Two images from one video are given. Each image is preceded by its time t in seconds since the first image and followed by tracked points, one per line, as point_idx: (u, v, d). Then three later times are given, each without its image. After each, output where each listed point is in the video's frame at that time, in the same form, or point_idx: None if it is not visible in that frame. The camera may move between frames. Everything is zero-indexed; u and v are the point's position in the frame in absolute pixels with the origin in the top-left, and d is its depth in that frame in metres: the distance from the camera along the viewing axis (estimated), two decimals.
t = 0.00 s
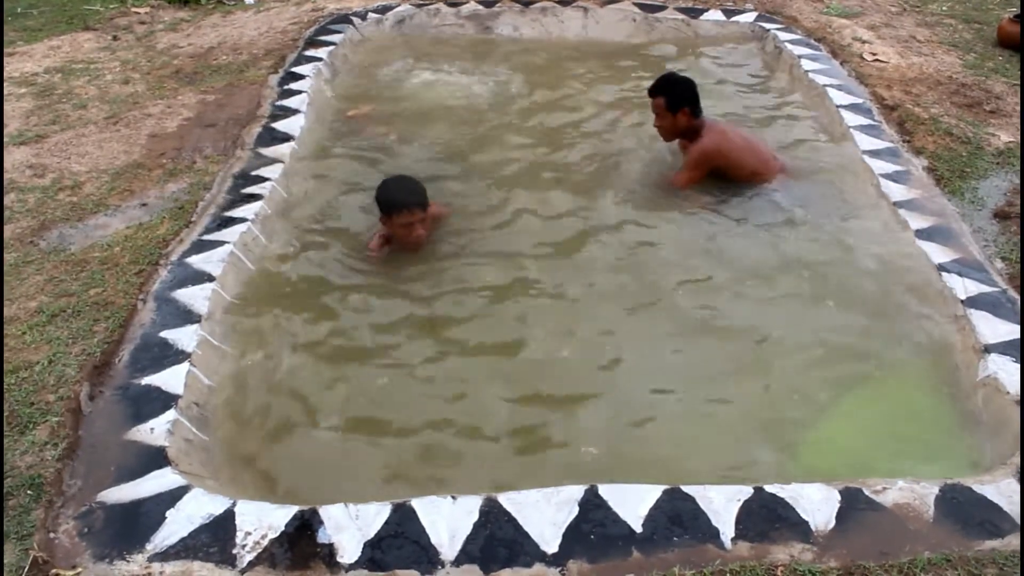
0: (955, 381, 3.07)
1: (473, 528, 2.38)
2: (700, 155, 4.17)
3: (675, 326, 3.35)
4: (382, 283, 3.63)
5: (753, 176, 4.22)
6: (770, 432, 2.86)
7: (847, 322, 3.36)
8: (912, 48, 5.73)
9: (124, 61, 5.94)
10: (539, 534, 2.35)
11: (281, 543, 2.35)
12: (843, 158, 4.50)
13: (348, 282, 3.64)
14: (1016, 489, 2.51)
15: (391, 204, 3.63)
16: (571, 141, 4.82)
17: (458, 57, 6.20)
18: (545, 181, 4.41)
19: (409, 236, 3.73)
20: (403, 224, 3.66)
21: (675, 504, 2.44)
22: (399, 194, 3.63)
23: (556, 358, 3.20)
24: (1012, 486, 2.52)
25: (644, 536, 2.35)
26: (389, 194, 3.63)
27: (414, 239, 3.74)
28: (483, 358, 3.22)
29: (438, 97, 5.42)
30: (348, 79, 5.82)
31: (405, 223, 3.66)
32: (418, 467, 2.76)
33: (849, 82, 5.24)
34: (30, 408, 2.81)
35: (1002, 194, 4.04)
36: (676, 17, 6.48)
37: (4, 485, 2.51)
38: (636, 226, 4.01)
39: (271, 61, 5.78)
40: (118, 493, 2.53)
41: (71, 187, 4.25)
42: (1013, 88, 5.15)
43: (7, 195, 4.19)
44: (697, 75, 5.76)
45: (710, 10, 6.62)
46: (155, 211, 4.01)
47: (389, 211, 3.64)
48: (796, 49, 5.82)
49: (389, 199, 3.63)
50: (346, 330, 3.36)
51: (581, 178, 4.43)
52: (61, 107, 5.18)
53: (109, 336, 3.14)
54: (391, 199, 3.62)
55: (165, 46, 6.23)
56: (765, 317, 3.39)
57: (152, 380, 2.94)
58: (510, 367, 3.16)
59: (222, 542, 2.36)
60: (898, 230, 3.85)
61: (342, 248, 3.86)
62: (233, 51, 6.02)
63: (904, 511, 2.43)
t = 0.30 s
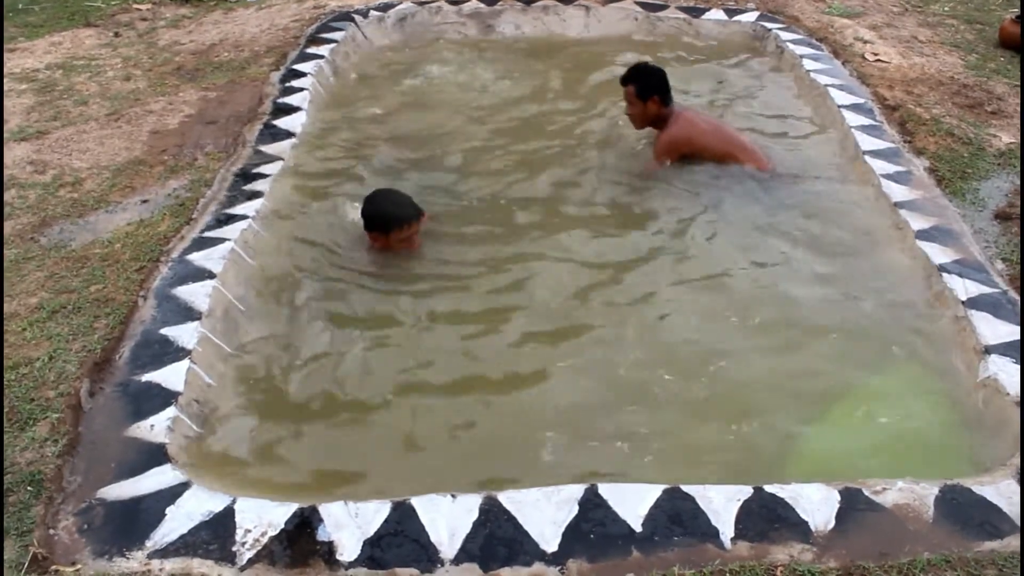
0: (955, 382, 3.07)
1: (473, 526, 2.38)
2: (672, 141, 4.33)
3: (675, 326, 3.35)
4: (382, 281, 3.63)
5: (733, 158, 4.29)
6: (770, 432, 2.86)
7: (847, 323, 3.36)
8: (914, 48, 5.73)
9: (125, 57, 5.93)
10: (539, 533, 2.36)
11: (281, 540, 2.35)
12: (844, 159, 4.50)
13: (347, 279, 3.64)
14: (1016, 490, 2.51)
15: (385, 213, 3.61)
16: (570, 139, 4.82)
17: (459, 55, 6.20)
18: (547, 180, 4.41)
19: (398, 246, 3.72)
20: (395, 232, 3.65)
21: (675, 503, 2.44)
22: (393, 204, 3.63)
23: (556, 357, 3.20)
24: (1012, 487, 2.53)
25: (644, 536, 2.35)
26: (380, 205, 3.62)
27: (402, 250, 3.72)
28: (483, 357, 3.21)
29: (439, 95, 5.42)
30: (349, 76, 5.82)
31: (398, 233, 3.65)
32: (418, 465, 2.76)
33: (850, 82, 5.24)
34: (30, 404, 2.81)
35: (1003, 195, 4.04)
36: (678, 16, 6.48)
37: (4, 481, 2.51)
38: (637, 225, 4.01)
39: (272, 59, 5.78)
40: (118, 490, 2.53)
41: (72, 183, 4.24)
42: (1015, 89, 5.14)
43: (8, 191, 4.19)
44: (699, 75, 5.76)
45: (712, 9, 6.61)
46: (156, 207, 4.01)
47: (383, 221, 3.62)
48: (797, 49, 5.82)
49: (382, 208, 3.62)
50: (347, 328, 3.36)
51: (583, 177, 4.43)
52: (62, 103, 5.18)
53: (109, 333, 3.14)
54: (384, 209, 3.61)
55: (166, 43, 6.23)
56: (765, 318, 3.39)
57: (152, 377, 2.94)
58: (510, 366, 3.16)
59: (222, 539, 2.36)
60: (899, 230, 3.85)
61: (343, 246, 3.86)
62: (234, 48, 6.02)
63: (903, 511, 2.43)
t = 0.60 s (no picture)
0: (955, 381, 3.07)
1: (473, 523, 2.38)
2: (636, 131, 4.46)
3: (676, 324, 3.35)
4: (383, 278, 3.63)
5: (699, 147, 4.35)
6: (769, 430, 2.86)
7: (847, 321, 3.36)
8: (915, 47, 5.72)
9: (125, 53, 5.93)
10: (538, 530, 2.36)
11: (280, 537, 2.36)
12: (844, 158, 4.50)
13: (348, 275, 3.64)
14: (1015, 489, 2.52)
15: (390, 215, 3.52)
16: (571, 136, 4.82)
17: (460, 52, 6.19)
18: (547, 177, 4.41)
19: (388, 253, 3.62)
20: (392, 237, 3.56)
21: (675, 501, 2.44)
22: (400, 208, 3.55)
23: (556, 355, 3.20)
24: (1011, 486, 2.53)
25: (643, 533, 2.35)
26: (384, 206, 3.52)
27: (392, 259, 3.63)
28: (483, 354, 3.22)
29: (440, 92, 5.42)
30: (350, 73, 5.82)
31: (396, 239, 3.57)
32: (418, 462, 2.76)
33: (852, 81, 5.24)
34: (30, 400, 2.81)
35: (1004, 194, 4.04)
36: (680, 14, 6.48)
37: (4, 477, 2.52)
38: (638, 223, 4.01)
39: (273, 55, 5.77)
40: (118, 486, 2.53)
41: (72, 179, 4.24)
42: (1016, 88, 5.14)
43: (9, 187, 4.19)
44: (700, 73, 5.76)
45: (713, 7, 6.61)
46: (157, 203, 4.01)
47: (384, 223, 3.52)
48: (798, 47, 5.81)
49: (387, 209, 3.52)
50: (347, 325, 3.37)
51: (583, 175, 4.43)
52: (62, 99, 5.17)
53: (109, 329, 3.14)
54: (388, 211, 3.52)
55: (167, 39, 6.22)
56: (765, 316, 3.39)
57: (152, 373, 2.95)
58: (510, 364, 3.16)
59: (222, 535, 2.36)
60: (899, 229, 3.85)
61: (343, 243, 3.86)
62: (235, 45, 6.01)
63: (903, 510, 2.43)
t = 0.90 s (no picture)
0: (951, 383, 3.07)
1: (471, 523, 2.39)
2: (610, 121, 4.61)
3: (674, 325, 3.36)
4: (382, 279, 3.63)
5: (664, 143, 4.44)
6: (765, 431, 2.87)
7: (845, 323, 3.37)
8: (914, 50, 5.73)
9: (126, 53, 5.93)
10: (536, 531, 2.36)
11: (279, 537, 2.36)
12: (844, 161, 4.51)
13: (347, 276, 3.64)
14: (1012, 492, 2.52)
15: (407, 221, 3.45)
16: (571, 137, 4.82)
17: (460, 53, 6.20)
18: (547, 179, 4.41)
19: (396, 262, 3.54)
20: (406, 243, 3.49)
21: (672, 502, 2.45)
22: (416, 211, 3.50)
23: (554, 356, 3.21)
24: (1008, 489, 2.54)
25: (640, 534, 2.35)
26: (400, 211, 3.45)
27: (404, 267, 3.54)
28: (482, 355, 3.22)
29: (440, 93, 5.42)
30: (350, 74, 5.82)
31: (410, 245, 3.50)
32: (417, 463, 2.76)
33: (851, 84, 5.25)
34: (29, 399, 2.81)
35: (1003, 197, 4.05)
36: (680, 16, 6.48)
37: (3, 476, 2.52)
38: (637, 224, 4.02)
39: (273, 56, 5.78)
40: (116, 485, 2.54)
41: (72, 179, 4.25)
42: (1015, 92, 5.15)
43: (8, 186, 4.19)
44: (700, 75, 5.77)
45: (713, 9, 6.61)
46: (156, 203, 4.01)
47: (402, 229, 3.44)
48: (798, 49, 5.82)
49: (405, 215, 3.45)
50: (346, 325, 3.37)
51: (583, 176, 4.43)
52: (63, 98, 5.18)
53: (109, 328, 3.15)
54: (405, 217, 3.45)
55: (167, 39, 6.23)
56: (763, 318, 3.39)
57: (151, 373, 2.95)
58: (510, 365, 3.16)
59: (220, 535, 2.37)
60: (898, 232, 3.86)
61: (342, 244, 3.86)
62: (235, 45, 6.02)
63: (899, 512, 2.44)
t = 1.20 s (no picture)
0: (951, 388, 3.08)
1: (470, 528, 2.39)
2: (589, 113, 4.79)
3: (673, 331, 3.37)
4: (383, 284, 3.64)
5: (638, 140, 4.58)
6: (765, 437, 2.87)
7: (845, 330, 3.38)
8: (915, 57, 5.75)
9: (129, 58, 5.95)
10: (535, 535, 2.37)
11: (278, 540, 2.36)
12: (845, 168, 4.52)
13: (349, 281, 3.65)
14: (1011, 499, 2.53)
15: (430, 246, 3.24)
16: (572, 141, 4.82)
17: (462, 60, 6.22)
18: (548, 185, 4.42)
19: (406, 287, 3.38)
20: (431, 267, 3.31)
21: (671, 507, 2.45)
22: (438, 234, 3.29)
23: (554, 362, 3.21)
24: (1007, 496, 2.54)
25: (639, 539, 2.36)
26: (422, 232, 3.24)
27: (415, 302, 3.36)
28: (482, 359, 3.23)
29: (442, 99, 5.44)
30: (352, 80, 5.84)
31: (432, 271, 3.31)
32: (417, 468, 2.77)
33: (852, 91, 5.26)
34: (30, 402, 2.82)
35: (1003, 205, 4.05)
36: (681, 23, 6.50)
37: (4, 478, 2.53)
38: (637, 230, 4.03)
39: (276, 61, 5.80)
40: (116, 488, 2.54)
41: (75, 183, 4.26)
42: (1015, 100, 5.16)
43: (11, 190, 4.21)
44: (701, 81, 5.78)
45: (715, 16, 6.63)
46: (158, 208, 4.02)
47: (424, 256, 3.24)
48: (799, 56, 5.84)
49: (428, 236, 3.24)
50: (347, 330, 3.38)
51: (584, 182, 4.44)
52: (66, 103, 5.20)
53: (110, 332, 3.16)
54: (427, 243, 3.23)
55: (170, 44, 6.25)
56: (764, 324, 3.40)
57: (151, 376, 2.96)
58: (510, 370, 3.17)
59: (220, 538, 2.37)
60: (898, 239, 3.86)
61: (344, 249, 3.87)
62: (238, 50, 6.04)
63: (898, 518, 2.44)
